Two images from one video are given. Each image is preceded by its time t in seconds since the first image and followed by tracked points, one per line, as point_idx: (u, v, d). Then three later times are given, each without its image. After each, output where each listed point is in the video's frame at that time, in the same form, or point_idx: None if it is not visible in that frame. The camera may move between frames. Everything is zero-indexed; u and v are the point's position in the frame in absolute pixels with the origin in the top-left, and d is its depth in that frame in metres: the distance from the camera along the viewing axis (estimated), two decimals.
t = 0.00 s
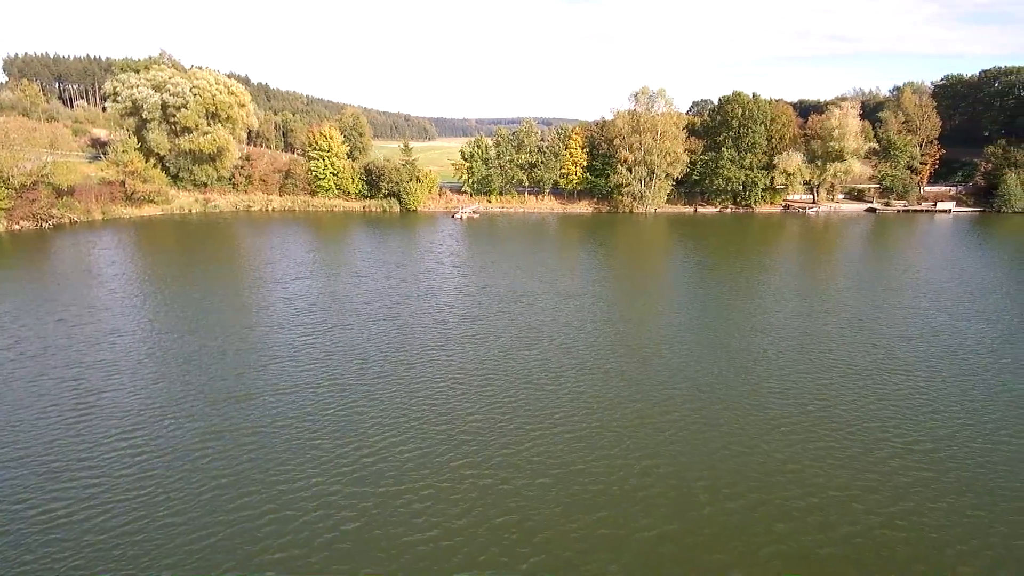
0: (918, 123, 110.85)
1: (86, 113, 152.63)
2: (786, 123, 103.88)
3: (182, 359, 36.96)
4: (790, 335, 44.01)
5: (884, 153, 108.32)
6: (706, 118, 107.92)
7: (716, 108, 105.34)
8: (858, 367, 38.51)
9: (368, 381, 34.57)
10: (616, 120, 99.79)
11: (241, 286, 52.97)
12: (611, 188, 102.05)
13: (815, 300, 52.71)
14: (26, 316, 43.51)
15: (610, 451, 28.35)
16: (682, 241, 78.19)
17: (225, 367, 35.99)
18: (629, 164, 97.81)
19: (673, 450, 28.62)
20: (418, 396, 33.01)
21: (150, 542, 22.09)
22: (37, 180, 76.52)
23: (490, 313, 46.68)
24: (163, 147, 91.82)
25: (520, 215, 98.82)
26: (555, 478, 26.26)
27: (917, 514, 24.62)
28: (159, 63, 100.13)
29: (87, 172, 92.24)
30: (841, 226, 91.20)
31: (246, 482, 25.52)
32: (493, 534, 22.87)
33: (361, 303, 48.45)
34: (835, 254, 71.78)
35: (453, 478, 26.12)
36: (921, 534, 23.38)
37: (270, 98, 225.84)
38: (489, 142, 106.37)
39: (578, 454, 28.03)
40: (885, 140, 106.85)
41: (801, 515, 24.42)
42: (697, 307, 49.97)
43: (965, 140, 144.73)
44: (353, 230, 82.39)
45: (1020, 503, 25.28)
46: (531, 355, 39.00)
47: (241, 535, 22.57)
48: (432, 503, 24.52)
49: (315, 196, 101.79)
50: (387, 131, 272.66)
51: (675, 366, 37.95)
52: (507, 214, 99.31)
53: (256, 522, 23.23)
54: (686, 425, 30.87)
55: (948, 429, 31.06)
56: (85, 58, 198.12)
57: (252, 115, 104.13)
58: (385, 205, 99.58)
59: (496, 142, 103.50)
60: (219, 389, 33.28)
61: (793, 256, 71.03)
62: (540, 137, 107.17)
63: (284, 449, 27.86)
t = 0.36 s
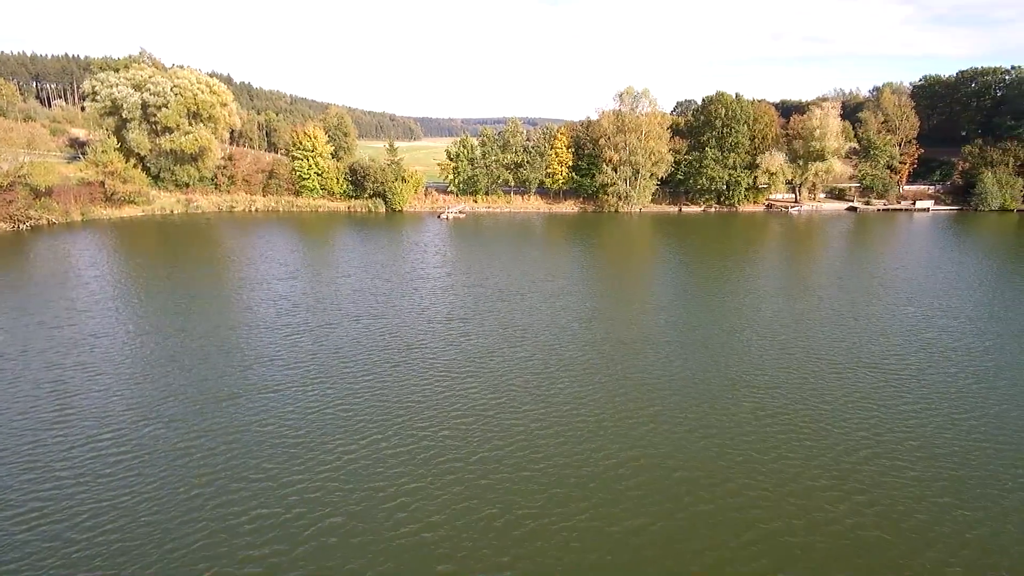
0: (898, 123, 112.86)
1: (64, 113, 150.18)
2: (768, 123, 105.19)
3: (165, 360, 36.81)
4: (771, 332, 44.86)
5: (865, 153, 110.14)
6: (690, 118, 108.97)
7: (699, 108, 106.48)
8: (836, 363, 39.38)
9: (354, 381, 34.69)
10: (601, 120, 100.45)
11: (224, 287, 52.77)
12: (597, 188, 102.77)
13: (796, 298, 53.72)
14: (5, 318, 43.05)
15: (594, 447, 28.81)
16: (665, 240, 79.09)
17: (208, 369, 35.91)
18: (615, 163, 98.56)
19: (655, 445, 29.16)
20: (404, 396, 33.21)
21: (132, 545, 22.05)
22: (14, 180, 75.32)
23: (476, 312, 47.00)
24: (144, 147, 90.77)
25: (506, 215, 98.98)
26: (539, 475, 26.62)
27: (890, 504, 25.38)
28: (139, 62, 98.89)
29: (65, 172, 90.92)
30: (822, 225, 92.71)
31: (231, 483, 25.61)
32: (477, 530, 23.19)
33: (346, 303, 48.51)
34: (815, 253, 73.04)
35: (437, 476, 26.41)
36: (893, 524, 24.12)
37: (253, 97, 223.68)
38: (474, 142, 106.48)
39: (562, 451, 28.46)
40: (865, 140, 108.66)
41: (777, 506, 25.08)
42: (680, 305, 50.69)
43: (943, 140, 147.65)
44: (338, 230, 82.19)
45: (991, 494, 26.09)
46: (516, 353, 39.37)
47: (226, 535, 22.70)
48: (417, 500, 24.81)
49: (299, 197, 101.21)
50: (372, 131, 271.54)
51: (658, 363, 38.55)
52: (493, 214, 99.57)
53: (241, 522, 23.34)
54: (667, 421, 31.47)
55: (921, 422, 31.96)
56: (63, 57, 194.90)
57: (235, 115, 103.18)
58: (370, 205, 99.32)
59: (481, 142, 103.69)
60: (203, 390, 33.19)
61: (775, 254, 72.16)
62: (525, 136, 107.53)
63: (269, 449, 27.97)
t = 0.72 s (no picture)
0: (876, 123, 115.17)
1: (42, 112, 147.79)
2: (750, 123, 106.66)
3: (146, 361, 36.74)
4: (751, 329, 45.81)
5: (845, 152, 112.32)
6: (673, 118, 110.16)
7: (682, 108, 107.66)
8: (813, 359, 40.35)
9: (339, 381, 34.92)
10: (586, 120, 101.24)
11: (206, 288, 52.56)
12: (582, 187, 103.57)
13: (777, 296, 54.73)
14: None
15: (576, 444, 29.34)
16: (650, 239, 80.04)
17: (191, 370, 35.87)
18: (600, 163, 99.33)
19: (637, 441, 29.76)
20: (389, 395, 33.53)
21: (115, 546, 22.15)
22: None
23: (462, 312, 47.35)
24: (123, 147, 89.72)
25: (492, 214, 99.30)
26: (522, 471, 27.16)
27: (859, 494, 26.30)
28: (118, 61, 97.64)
29: (42, 173, 89.50)
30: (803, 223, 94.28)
31: (214, 483, 25.78)
32: (460, 526, 23.64)
33: (330, 304, 48.58)
34: (795, 251, 74.38)
35: (422, 473, 26.82)
36: (865, 515, 24.91)
37: (235, 96, 221.56)
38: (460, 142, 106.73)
39: (545, 448, 28.97)
40: (845, 140, 110.59)
41: (753, 497, 25.84)
42: (664, 303, 51.49)
43: (920, 140, 150.72)
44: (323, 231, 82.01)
45: (958, 483, 27.04)
46: (501, 352, 39.82)
47: (210, 535, 22.91)
48: (401, 498, 25.18)
49: (283, 197, 100.71)
50: (357, 130, 270.31)
51: (640, 361, 39.28)
52: (478, 214, 99.87)
53: (225, 522, 23.56)
54: (648, 417, 32.14)
55: (894, 415, 32.98)
56: (39, 55, 191.60)
57: (217, 114, 102.19)
58: (354, 205, 99.09)
59: (467, 142, 103.95)
60: (185, 392, 33.21)
61: (756, 253, 73.30)
62: (511, 136, 108.02)
63: (253, 449, 28.15)
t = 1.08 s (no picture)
0: (856, 123, 117.33)
1: (18, 112, 145.34)
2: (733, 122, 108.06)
3: (128, 364, 36.55)
4: (732, 326, 46.71)
5: (826, 152, 114.36)
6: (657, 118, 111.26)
7: (665, 108, 108.80)
8: (792, 355, 41.27)
9: (324, 382, 35.07)
10: (571, 120, 101.95)
11: (189, 289, 52.26)
12: (567, 187, 104.31)
13: (758, 294, 55.72)
14: None
15: (559, 442, 29.80)
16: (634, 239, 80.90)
17: (175, 372, 35.80)
18: (585, 163, 99.97)
19: (619, 438, 30.33)
20: (375, 395, 33.75)
21: (98, 549, 22.21)
22: None
23: (448, 312, 47.66)
24: (101, 147, 88.54)
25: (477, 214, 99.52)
26: (506, 469, 27.59)
27: (833, 486, 27.10)
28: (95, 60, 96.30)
29: (18, 174, 87.97)
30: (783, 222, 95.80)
31: (198, 485, 25.85)
32: (444, 524, 23.96)
33: (315, 304, 48.60)
34: (775, 250, 75.66)
35: (406, 472, 27.11)
36: (838, 506, 25.71)
37: (217, 96, 219.38)
38: (445, 141, 106.83)
39: (528, 446, 29.41)
40: (826, 140, 112.37)
41: (730, 491, 26.53)
42: (647, 302, 52.21)
43: (897, 139, 153.79)
44: (307, 231, 81.70)
45: (932, 477, 27.85)
46: (486, 352, 40.21)
47: (194, 536, 23.05)
48: (385, 497, 25.47)
49: (266, 197, 100.07)
50: (341, 130, 269.00)
51: (623, 359, 39.92)
52: (464, 214, 100.10)
53: (209, 523, 23.69)
54: (631, 414, 32.72)
55: (868, 409, 33.92)
56: (14, 54, 188.24)
57: (197, 113, 101.07)
58: (339, 206, 98.84)
59: (452, 141, 104.10)
60: (168, 394, 33.12)
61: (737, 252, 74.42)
62: (496, 136, 108.43)
63: (237, 451, 28.24)
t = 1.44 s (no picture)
0: (837, 123, 119.24)
1: None
2: (716, 123, 109.27)
3: (108, 366, 36.25)
4: (714, 324, 47.42)
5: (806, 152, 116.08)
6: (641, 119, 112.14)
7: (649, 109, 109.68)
8: (773, 352, 42.06)
9: (310, 383, 35.09)
10: (556, 120, 102.41)
11: (170, 291, 51.80)
12: (552, 187, 104.78)
13: (740, 292, 56.56)
14: None
15: (543, 439, 30.17)
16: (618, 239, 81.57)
17: (157, 374, 35.57)
18: (570, 163, 100.49)
19: (602, 435, 30.76)
20: (360, 396, 33.84)
21: (80, 551, 22.16)
22: None
23: (433, 312, 47.81)
24: (80, 147, 87.22)
25: (463, 215, 99.61)
26: (491, 466, 27.89)
27: (810, 479, 27.75)
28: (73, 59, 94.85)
29: None
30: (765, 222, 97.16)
31: (180, 487, 25.80)
32: (428, 522, 24.18)
33: (299, 305, 48.49)
34: (757, 249, 76.74)
35: (391, 472, 27.29)
36: (815, 498, 26.37)
37: (197, 95, 216.73)
38: (430, 142, 106.67)
39: (513, 443, 29.73)
40: (807, 140, 114.06)
41: (710, 485, 27.08)
42: (631, 301, 52.77)
43: (876, 139, 156.52)
44: (291, 232, 81.25)
45: (906, 469, 28.62)
46: (471, 352, 40.47)
47: (176, 537, 23.05)
48: (370, 496, 25.63)
49: (249, 198, 99.22)
50: (325, 130, 267.31)
51: (608, 357, 40.34)
52: (450, 214, 100.17)
53: (193, 524, 23.71)
54: (614, 411, 33.18)
55: (845, 404, 34.71)
56: None
57: (178, 113, 99.83)
58: (323, 206, 98.36)
59: (437, 142, 104.00)
60: (149, 397, 32.91)
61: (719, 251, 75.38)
62: (481, 136, 108.49)
63: (221, 452, 28.20)
